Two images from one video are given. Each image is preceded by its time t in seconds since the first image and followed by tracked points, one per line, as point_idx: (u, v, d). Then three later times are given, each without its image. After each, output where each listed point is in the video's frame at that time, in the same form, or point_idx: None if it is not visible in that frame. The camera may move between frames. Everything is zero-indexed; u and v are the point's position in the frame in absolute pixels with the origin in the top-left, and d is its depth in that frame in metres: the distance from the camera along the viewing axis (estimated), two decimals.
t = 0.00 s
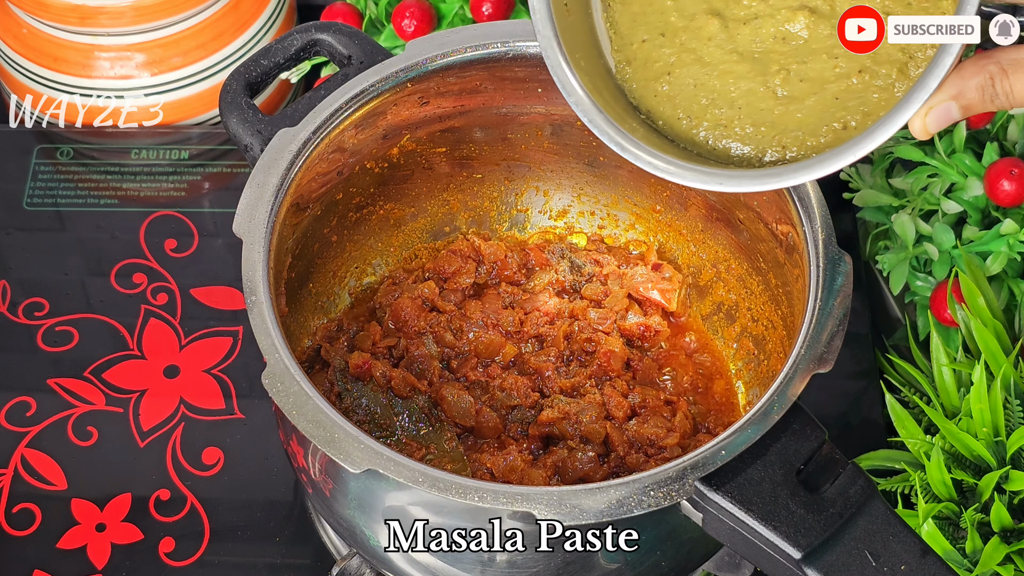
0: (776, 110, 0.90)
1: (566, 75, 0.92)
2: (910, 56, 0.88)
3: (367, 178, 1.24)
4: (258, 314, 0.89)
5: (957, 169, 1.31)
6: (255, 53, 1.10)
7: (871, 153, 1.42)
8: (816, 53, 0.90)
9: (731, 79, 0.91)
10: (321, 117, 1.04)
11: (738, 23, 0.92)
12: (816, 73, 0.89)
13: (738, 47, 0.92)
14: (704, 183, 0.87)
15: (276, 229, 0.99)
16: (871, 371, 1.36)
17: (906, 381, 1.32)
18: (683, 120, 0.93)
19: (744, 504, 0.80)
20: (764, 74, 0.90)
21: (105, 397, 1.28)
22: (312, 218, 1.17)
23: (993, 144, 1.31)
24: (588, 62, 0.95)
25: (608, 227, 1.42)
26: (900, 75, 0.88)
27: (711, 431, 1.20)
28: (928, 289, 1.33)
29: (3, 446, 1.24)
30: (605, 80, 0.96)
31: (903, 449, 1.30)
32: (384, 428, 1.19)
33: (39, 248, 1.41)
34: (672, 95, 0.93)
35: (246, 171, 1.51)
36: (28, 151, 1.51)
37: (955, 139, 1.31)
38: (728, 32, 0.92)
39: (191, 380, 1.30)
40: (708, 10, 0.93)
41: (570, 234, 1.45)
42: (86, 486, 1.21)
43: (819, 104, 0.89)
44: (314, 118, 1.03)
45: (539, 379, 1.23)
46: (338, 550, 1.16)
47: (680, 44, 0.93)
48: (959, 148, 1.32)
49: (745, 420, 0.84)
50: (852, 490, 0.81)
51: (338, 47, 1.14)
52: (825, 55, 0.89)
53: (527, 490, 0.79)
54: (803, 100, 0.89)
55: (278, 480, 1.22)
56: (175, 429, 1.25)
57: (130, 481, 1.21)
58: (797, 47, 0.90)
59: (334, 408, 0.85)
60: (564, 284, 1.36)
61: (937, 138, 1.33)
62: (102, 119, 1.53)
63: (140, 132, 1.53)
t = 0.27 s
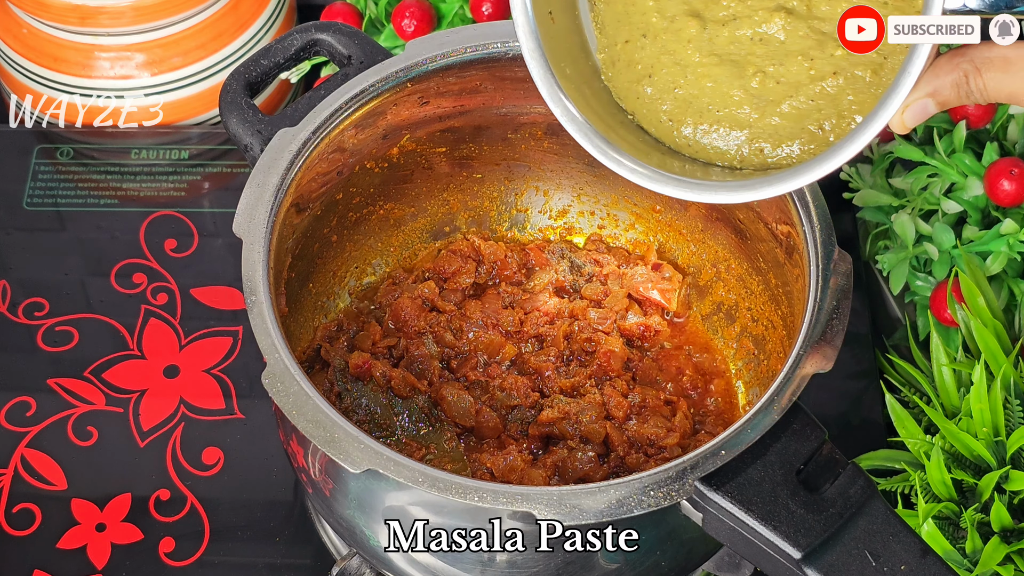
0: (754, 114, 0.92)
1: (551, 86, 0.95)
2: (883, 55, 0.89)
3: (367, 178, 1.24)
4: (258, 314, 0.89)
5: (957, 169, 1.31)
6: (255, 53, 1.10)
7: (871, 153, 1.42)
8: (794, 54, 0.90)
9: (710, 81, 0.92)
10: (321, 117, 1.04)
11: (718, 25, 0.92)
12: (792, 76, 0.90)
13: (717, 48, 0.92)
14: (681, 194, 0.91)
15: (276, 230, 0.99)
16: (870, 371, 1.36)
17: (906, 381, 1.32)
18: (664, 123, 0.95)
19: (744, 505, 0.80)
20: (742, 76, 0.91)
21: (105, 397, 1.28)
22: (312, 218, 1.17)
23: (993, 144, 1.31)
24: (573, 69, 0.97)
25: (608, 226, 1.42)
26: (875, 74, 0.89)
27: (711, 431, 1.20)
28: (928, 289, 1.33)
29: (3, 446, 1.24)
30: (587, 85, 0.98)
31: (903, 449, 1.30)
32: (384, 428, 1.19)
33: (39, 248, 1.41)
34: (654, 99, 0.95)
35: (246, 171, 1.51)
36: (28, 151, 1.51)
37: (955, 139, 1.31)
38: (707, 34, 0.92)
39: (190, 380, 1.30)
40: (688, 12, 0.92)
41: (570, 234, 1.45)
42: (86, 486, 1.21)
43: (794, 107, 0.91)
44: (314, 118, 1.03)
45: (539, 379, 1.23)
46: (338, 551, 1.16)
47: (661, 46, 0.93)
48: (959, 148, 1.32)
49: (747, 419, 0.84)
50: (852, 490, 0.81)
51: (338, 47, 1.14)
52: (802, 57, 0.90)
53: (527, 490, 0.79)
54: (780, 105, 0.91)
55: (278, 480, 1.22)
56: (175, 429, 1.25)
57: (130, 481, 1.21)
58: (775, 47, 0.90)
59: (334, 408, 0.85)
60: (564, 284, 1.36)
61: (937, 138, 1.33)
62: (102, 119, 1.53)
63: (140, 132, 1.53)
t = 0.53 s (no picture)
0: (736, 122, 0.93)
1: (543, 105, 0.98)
2: (864, 59, 0.88)
3: (367, 177, 1.24)
4: (258, 315, 0.89)
5: (957, 169, 1.31)
6: (255, 53, 1.10)
7: (871, 153, 1.42)
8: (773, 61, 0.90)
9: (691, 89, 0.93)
10: (321, 117, 1.04)
11: (698, 32, 0.92)
12: (771, 84, 0.90)
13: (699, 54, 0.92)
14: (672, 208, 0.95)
15: (276, 230, 0.99)
16: (870, 371, 1.36)
17: (906, 381, 1.32)
18: (651, 131, 0.97)
19: (744, 505, 0.80)
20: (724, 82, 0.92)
21: (105, 397, 1.28)
22: (312, 218, 1.17)
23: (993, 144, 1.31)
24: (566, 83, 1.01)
25: (608, 226, 1.42)
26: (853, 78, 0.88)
27: (711, 431, 1.20)
28: (928, 289, 1.33)
29: (3, 446, 1.24)
30: (579, 96, 1.01)
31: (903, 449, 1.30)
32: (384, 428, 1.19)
33: (39, 248, 1.41)
34: (639, 106, 0.96)
35: (246, 171, 1.51)
36: (28, 151, 1.51)
37: (955, 140, 1.31)
38: (688, 43, 0.92)
39: (191, 380, 1.30)
40: (668, 19, 0.93)
41: (570, 234, 1.45)
42: (86, 486, 1.21)
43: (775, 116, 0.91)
44: (314, 118, 1.03)
45: (539, 379, 1.23)
46: (338, 551, 1.16)
47: (642, 54, 0.94)
48: (959, 149, 1.31)
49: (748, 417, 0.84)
50: (852, 490, 0.81)
51: (339, 47, 1.14)
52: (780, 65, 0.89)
53: (527, 490, 0.79)
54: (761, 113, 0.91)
55: (278, 480, 1.22)
56: (175, 429, 1.25)
57: (130, 481, 1.21)
58: (755, 53, 0.91)
59: (334, 408, 0.85)
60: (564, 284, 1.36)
61: (937, 139, 1.33)
62: (102, 119, 1.53)
63: (140, 132, 1.53)
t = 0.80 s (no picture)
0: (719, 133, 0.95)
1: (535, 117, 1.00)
2: (837, 68, 0.88)
3: (367, 177, 1.24)
4: (258, 315, 0.89)
5: (957, 169, 1.31)
6: (255, 53, 1.10)
7: (871, 153, 1.42)
8: (747, 75, 0.92)
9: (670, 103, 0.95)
10: (320, 117, 1.04)
11: (670, 48, 0.94)
12: (746, 98, 0.92)
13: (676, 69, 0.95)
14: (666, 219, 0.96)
15: (276, 230, 0.99)
16: (870, 371, 1.36)
17: (906, 381, 1.32)
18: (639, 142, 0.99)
19: (744, 505, 0.80)
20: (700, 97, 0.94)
21: (105, 397, 1.28)
22: (312, 218, 1.17)
23: (993, 144, 1.31)
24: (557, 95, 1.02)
25: (608, 226, 1.42)
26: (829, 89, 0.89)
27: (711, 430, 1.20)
28: (928, 289, 1.33)
29: (3, 446, 1.24)
30: (573, 105, 1.03)
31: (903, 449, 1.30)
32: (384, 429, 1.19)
33: (39, 248, 1.41)
34: (621, 122, 0.98)
35: (246, 171, 1.51)
36: (28, 151, 1.51)
37: (955, 139, 1.31)
38: (663, 59, 0.95)
39: (191, 380, 1.30)
40: (642, 36, 0.95)
41: (570, 234, 1.44)
42: (86, 486, 1.21)
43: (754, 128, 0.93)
44: (315, 118, 1.03)
45: (539, 379, 1.23)
46: (338, 551, 1.16)
47: (620, 70, 0.97)
48: (959, 149, 1.32)
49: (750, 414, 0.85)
50: (852, 490, 0.81)
51: (339, 47, 1.14)
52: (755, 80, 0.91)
53: (527, 490, 0.79)
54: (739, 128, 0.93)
55: (278, 480, 1.22)
56: (175, 429, 1.25)
57: (130, 481, 1.21)
58: (729, 68, 0.93)
59: (334, 408, 0.85)
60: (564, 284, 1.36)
61: (937, 139, 1.33)
62: (102, 119, 1.53)
63: (140, 132, 1.53)
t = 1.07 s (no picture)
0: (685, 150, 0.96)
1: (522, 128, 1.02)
2: (795, 89, 0.87)
3: (366, 177, 1.24)
4: (258, 314, 0.89)
5: (957, 169, 1.31)
6: (255, 53, 1.10)
7: (871, 153, 1.42)
8: (705, 101, 0.93)
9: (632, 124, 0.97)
10: (320, 117, 1.03)
11: (624, 79, 0.96)
12: (707, 120, 0.93)
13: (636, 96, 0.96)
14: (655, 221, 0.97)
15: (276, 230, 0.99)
16: (870, 371, 1.36)
17: (906, 381, 1.32)
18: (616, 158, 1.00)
19: (744, 505, 0.80)
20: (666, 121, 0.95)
21: (105, 397, 1.28)
22: (312, 218, 1.17)
23: (993, 144, 1.31)
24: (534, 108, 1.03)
25: (608, 226, 1.42)
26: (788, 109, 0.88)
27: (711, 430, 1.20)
28: (928, 289, 1.33)
29: (3, 446, 1.24)
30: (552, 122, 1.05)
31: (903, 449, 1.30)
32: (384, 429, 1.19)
33: (39, 248, 1.41)
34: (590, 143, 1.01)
35: (246, 171, 1.51)
36: (28, 151, 1.51)
37: (955, 140, 1.31)
38: (616, 87, 0.96)
39: (191, 380, 1.30)
40: (595, 66, 0.97)
41: (570, 234, 1.44)
42: (86, 486, 1.21)
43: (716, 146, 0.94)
44: (315, 118, 1.03)
45: (539, 379, 1.23)
46: (338, 551, 1.16)
47: (575, 99, 1.00)
48: (959, 149, 1.32)
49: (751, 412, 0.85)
50: (852, 490, 0.81)
51: (339, 47, 1.14)
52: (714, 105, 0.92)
53: (527, 490, 0.79)
54: (706, 154, 0.95)
55: (278, 480, 1.22)
56: (175, 429, 1.25)
57: (130, 481, 1.21)
58: (685, 96, 0.94)
59: (333, 408, 0.85)
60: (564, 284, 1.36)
61: (937, 139, 1.33)
62: (102, 119, 1.53)
63: (140, 132, 1.54)
